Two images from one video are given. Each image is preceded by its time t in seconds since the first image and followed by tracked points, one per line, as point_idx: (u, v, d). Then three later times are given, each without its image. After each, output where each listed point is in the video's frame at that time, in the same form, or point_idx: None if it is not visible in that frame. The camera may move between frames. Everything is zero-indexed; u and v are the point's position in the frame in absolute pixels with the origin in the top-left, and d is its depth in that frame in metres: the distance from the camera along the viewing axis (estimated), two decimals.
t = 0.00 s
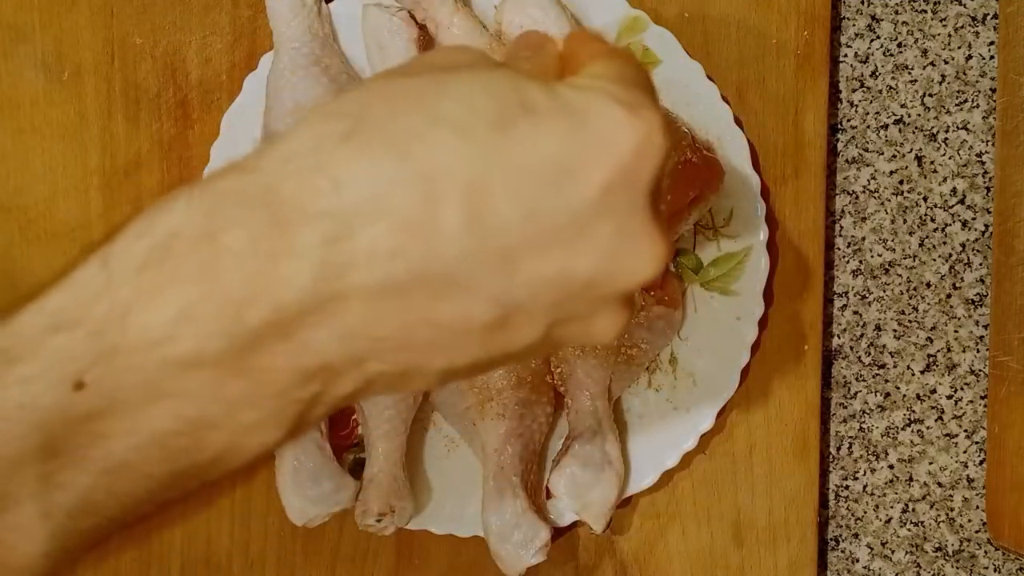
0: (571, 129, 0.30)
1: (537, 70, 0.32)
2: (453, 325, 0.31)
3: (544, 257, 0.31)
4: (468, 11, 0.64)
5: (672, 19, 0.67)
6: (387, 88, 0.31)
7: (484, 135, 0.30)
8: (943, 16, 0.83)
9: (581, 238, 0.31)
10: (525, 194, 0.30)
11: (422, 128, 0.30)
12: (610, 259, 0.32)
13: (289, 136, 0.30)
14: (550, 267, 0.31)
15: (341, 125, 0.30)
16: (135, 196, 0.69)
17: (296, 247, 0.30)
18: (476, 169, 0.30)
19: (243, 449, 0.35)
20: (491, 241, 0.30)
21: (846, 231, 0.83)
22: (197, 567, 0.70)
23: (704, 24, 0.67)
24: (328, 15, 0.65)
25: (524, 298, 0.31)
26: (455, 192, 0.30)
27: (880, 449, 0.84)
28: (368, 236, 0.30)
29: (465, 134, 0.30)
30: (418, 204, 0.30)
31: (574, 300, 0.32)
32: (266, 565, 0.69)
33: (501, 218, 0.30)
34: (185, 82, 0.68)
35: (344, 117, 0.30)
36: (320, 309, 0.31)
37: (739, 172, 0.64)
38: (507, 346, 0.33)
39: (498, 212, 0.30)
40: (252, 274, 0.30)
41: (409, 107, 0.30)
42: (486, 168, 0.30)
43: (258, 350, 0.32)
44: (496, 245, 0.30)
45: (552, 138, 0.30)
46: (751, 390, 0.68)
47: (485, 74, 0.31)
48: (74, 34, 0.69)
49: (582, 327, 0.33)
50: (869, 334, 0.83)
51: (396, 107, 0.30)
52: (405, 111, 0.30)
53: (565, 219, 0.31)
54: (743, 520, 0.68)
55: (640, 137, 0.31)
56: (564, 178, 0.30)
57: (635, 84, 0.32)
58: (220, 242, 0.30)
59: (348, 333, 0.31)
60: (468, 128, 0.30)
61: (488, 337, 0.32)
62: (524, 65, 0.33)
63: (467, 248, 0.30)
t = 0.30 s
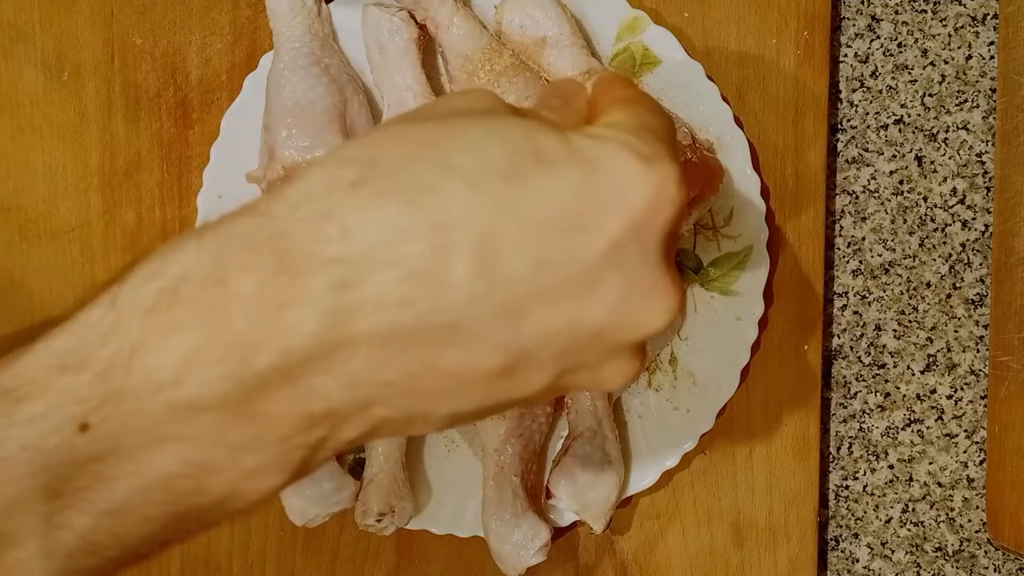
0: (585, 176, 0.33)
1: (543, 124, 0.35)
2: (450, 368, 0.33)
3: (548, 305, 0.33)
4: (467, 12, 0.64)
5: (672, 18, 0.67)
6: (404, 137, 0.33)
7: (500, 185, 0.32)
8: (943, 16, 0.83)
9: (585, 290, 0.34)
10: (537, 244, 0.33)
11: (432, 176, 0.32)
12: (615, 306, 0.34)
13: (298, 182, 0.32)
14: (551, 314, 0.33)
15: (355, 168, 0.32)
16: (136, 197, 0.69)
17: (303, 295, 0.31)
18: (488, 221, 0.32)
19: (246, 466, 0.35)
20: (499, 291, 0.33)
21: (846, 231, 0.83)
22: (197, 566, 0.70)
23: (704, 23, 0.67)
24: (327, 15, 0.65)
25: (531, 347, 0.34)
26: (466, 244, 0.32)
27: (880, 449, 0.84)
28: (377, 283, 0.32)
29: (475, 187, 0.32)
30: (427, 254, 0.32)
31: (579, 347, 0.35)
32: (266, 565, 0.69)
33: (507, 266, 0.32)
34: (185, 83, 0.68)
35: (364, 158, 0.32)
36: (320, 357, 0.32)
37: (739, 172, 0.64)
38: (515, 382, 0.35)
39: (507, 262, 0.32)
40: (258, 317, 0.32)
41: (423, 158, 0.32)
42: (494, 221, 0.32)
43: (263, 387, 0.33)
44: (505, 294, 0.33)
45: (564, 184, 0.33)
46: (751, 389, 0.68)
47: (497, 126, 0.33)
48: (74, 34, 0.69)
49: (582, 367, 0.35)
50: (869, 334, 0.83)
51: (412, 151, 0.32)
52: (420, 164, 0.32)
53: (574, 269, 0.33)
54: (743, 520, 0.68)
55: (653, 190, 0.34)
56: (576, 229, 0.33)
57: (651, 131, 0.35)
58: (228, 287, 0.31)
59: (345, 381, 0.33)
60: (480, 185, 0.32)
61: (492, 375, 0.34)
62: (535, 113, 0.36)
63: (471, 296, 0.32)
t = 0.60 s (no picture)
0: (534, 265, 0.33)
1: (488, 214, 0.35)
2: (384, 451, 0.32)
3: (486, 395, 0.32)
4: (468, 12, 0.64)
5: (672, 18, 0.67)
6: (338, 226, 0.32)
7: (438, 272, 0.31)
8: (943, 16, 0.83)
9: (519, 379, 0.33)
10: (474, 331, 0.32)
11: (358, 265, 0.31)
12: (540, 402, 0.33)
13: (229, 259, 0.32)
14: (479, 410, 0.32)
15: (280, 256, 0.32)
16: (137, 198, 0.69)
17: (222, 380, 0.31)
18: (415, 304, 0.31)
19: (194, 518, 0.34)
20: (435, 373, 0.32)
21: (846, 231, 0.83)
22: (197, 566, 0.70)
23: (704, 23, 0.67)
24: (327, 16, 0.65)
25: (467, 430, 0.33)
26: (388, 337, 0.31)
27: (880, 449, 0.84)
28: (299, 369, 0.31)
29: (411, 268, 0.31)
30: (357, 341, 0.31)
31: (510, 436, 0.33)
32: (267, 566, 0.70)
33: (441, 351, 0.31)
34: (185, 82, 0.68)
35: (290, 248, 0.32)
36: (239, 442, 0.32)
37: (738, 173, 0.64)
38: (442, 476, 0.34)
39: (441, 347, 0.31)
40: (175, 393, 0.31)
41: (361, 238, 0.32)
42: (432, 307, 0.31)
43: (202, 462, 0.32)
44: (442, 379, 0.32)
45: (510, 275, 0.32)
46: (752, 389, 0.68)
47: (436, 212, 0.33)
48: (75, 34, 0.69)
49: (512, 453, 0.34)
50: (869, 334, 0.83)
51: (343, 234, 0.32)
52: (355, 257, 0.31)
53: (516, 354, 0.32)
54: (743, 521, 0.68)
55: (593, 281, 0.34)
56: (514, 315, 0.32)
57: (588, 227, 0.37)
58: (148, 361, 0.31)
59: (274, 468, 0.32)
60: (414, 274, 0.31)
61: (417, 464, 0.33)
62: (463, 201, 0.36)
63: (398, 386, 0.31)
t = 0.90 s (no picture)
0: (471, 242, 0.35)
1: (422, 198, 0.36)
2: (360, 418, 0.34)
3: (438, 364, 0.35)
4: (467, 12, 0.64)
5: (672, 18, 0.67)
6: (296, 205, 0.33)
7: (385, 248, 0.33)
8: (943, 16, 0.83)
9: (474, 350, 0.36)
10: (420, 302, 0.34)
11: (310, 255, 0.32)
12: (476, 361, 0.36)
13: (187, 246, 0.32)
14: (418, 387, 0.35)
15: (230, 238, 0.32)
16: (136, 197, 0.69)
17: (184, 366, 0.32)
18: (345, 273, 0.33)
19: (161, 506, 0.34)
20: (396, 344, 0.34)
21: (847, 231, 0.83)
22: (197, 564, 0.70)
23: (704, 23, 0.67)
24: (327, 15, 0.65)
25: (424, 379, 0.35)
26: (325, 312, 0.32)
27: (880, 449, 0.84)
28: (262, 350, 0.32)
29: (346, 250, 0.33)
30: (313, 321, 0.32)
31: (468, 404, 0.37)
32: (267, 566, 0.70)
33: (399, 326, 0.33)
34: (185, 82, 0.68)
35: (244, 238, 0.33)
36: (211, 421, 0.33)
37: (739, 172, 0.64)
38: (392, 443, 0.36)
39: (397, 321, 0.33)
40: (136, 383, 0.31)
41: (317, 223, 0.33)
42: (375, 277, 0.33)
43: (168, 446, 0.33)
44: (398, 355, 0.34)
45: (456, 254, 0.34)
46: (752, 390, 0.68)
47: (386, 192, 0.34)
48: (75, 34, 0.69)
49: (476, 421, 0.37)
50: (869, 334, 0.83)
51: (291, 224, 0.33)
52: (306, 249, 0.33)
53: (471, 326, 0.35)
54: (742, 520, 0.68)
55: (542, 252, 0.37)
56: (463, 291, 0.35)
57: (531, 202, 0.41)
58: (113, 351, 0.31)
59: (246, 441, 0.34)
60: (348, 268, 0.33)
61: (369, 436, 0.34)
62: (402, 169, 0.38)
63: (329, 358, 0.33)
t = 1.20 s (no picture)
0: (428, 377, 0.35)
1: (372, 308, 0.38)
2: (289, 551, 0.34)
3: (379, 487, 0.35)
4: (467, 12, 0.64)
5: (672, 18, 0.67)
6: (245, 329, 0.34)
7: (349, 383, 0.33)
8: (943, 16, 0.83)
9: (418, 478, 0.36)
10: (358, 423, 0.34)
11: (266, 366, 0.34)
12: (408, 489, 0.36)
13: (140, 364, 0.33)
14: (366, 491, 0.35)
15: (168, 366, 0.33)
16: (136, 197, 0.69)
17: (125, 478, 0.31)
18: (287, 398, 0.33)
19: None
20: (338, 473, 0.34)
21: (847, 231, 0.83)
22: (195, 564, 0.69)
23: (704, 23, 0.67)
24: (327, 15, 0.65)
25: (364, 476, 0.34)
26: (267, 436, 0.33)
27: (880, 449, 0.83)
28: (209, 467, 0.32)
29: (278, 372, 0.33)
30: (273, 436, 0.32)
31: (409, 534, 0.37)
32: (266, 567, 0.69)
33: (351, 463, 0.34)
34: (185, 83, 0.68)
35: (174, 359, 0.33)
36: (150, 535, 0.32)
37: (739, 173, 0.64)
38: None
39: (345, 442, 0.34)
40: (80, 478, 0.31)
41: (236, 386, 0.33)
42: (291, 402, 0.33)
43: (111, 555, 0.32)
44: (339, 484, 0.34)
45: (405, 385, 0.35)
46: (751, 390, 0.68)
47: (347, 307, 0.36)
48: (75, 34, 0.69)
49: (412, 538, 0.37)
50: (869, 334, 0.83)
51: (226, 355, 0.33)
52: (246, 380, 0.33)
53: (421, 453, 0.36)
54: (742, 520, 0.68)
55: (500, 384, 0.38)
56: (423, 422, 0.36)
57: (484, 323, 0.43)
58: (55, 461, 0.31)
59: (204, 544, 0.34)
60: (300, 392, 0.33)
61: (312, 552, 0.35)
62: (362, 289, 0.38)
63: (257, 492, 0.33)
